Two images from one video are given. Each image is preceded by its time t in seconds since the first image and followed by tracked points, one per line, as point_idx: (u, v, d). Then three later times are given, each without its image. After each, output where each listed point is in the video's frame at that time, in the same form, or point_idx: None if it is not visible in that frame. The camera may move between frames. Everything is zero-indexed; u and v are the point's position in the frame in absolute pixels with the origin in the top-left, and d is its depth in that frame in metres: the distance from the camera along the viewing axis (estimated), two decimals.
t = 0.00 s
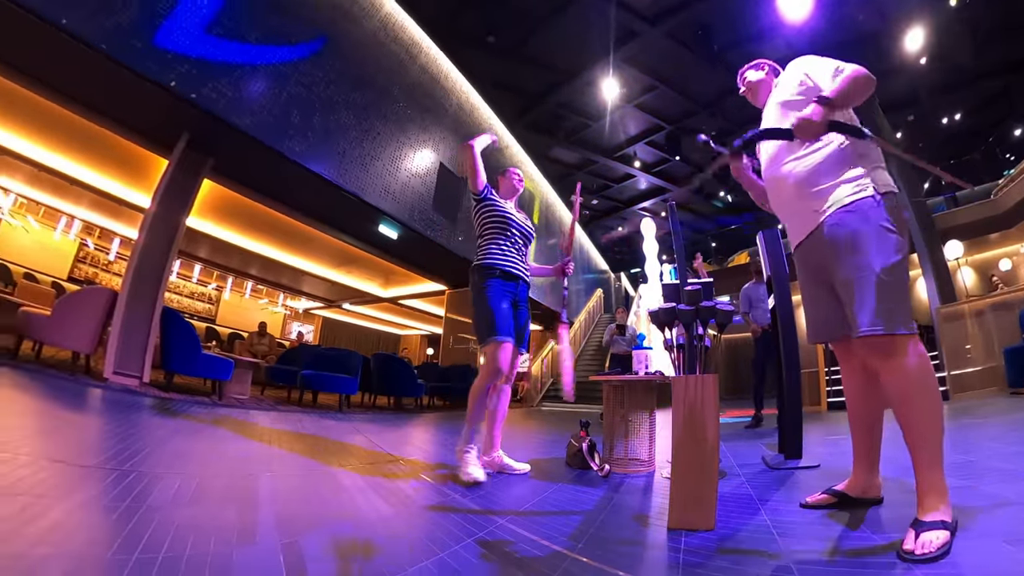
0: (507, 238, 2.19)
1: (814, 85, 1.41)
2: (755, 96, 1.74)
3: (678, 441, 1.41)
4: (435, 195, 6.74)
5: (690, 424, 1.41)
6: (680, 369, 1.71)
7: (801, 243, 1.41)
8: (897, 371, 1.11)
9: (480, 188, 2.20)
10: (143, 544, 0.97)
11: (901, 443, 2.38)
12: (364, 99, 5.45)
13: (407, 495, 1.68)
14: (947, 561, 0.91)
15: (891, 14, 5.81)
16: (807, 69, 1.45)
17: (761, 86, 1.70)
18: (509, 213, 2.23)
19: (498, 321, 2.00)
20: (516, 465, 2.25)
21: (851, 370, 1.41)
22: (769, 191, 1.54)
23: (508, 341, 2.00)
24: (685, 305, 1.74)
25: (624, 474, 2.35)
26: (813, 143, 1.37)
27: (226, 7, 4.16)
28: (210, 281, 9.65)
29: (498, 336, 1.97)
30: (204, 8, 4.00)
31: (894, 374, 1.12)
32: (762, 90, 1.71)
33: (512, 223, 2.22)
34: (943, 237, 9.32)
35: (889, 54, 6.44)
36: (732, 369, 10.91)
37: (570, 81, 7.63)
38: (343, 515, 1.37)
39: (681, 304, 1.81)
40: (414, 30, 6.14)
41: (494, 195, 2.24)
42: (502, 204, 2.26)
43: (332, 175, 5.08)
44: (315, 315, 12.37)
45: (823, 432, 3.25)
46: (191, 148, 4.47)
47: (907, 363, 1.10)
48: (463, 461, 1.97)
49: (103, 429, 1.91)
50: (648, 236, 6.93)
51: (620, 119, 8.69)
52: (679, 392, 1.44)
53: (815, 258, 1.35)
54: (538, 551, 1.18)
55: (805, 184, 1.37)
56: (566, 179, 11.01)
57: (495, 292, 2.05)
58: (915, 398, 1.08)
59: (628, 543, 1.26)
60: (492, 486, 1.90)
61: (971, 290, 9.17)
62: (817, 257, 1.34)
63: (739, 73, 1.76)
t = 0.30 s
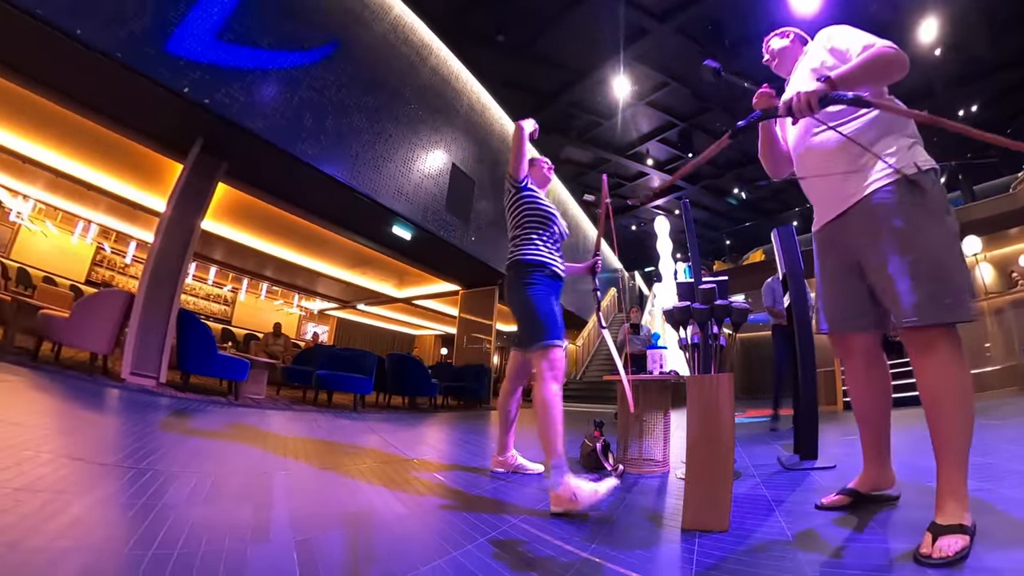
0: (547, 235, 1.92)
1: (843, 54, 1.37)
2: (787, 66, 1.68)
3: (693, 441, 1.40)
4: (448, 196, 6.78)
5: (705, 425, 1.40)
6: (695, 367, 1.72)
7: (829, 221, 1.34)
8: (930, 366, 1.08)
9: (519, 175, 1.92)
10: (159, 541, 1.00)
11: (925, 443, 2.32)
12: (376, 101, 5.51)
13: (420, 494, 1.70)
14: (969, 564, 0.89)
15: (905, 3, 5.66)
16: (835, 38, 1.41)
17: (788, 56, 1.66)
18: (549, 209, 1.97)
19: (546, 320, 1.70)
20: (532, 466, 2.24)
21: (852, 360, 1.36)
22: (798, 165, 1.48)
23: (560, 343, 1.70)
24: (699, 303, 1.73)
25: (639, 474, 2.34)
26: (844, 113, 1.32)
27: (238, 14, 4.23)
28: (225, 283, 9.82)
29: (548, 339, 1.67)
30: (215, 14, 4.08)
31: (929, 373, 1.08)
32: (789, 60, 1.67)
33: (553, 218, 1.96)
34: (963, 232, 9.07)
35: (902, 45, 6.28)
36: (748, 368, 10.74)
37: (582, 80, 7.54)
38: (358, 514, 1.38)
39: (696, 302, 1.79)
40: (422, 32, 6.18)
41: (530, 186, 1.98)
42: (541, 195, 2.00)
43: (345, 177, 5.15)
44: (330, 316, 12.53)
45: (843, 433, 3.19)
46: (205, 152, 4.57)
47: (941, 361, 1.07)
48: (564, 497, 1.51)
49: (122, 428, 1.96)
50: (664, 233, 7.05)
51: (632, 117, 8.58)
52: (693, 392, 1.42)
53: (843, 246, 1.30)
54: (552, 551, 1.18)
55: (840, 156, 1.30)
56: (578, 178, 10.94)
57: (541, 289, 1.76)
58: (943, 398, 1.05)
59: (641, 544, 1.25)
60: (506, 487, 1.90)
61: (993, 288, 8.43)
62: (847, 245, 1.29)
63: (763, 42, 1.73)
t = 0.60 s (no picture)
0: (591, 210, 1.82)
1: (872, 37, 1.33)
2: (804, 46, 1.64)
3: (709, 441, 1.39)
4: (460, 196, 6.82)
5: (721, 424, 1.39)
6: (710, 366, 1.71)
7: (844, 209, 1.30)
8: (957, 364, 1.05)
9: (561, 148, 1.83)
10: (175, 537, 1.02)
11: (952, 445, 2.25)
12: (388, 104, 5.56)
13: (435, 494, 1.70)
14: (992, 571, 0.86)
15: None
16: (862, 20, 1.37)
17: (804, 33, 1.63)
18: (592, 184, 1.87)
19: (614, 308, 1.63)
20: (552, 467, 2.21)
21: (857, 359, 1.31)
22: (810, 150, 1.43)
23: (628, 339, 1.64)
24: (715, 302, 1.72)
25: (654, 475, 2.32)
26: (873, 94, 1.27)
27: (250, 19, 4.30)
28: (241, 285, 10.00)
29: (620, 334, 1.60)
30: (227, 20, 4.15)
31: (956, 372, 1.05)
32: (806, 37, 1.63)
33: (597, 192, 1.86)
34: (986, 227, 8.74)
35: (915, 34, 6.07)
36: (764, 368, 10.55)
37: (593, 77, 7.41)
38: (374, 514, 1.39)
39: (712, 301, 1.78)
40: (432, 34, 6.20)
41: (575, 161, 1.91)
42: (585, 171, 1.91)
43: (359, 179, 5.20)
44: (346, 317, 12.68)
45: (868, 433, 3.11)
46: (220, 156, 4.66)
47: (966, 361, 1.04)
48: (587, 505, 1.48)
49: (141, 429, 2.01)
50: (677, 231, 7.03)
51: (645, 115, 8.45)
52: (710, 391, 1.41)
53: (864, 231, 1.25)
54: (565, 550, 1.19)
55: (864, 136, 1.25)
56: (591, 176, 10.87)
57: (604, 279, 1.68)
58: (970, 397, 1.02)
59: (656, 544, 1.24)
60: (518, 487, 1.89)
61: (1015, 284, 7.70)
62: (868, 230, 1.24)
63: (779, 21, 1.70)
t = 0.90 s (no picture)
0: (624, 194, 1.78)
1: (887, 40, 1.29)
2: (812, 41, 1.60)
3: (725, 441, 1.37)
4: (475, 197, 6.84)
5: (738, 424, 1.36)
6: (726, 366, 1.68)
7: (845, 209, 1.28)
8: (969, 365, 1.01)
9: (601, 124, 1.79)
10: (193, 534, 1.04)
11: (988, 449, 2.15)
12: (401, 106, 5.60)
13: (452, 494, 1.70)
14: None
15: None
16: (876, 23, 1.34)
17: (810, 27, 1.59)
18: (627, 169, 1.84)
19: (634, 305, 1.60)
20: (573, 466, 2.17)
21: (879, 358, 1.27)
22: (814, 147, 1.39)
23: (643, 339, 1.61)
24: (733, 301, 1.70)
25: (670, 475, 2.29)
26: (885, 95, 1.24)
27: (263, 25, 4.37)
28: (259, 287, 10.19)
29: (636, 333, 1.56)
30: (240, 27, 4.23)
31: (967, 372, 1.01)
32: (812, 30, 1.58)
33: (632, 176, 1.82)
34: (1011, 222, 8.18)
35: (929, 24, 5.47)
36: (783, 366, 10.36)
37: (608, 76, 7.32)
38: (390, 512, 1.40)
39: (729, 299, 1.75)
40: (444, 36, 6.23)
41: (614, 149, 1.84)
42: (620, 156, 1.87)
43: (374, 181, 5.24)
44: (362, 318, 12.83)
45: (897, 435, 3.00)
46: (236, 160, 4.75)
47: (983, 361, 1.00)
48: (602, 506, 1.47)
49: (161, 427, 2.07)
50: (693, 229, 6.93)
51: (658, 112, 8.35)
52: (726, 390, 1.40)
53: (870, 227, 1.21)
54: (581, 550, 1.18)
55: (873, 136, 1.22)
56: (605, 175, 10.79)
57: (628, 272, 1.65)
58: (988, 398, 0.98)
59: (670, 545, 1.23)
60: (528, 487, 1.89)
61: None
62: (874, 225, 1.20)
63: (783, 17, 1.65)
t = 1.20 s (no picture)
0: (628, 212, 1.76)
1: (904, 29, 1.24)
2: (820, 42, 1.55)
3: (743, 441, 1.35)
4: (490, 197, 6.86)
5: (756, 425, 1.34)
6: (745, 365, 1.64)
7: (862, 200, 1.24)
8: (988, 362, 0.97)
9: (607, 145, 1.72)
10: (211, 531, 1.06)
11: None
12: (415, 108, 5.64)
13: (470, 493, 1.70)
14: None
15: None
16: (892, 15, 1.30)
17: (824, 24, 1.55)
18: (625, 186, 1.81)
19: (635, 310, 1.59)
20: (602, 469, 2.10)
21: (899, 356, 1.23)
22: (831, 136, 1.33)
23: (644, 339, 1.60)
24: (750, 298, 1.67)
25: (688, 476, 2.26)
26: (905, 83, 1.18)
27: (276, 32, 4.45)
28: (278, 289, 10.39)
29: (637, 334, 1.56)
30: (252, 34, 4.31)
31: (987, 370, 0.97)
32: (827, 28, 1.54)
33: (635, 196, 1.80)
34: None
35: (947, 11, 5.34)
36: (801, 365, 10.15)
37: (620, 73, 7.27)
38: (405, 510, 1.41)
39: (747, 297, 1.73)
40: (456, 38, 6.24)
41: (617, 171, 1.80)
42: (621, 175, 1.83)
43: (389, 183, 5.29)
44: (380, 318, 12.96)
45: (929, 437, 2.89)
46: (253, 165, 4.85)
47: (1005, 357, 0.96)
48: (619, 507, 1.45)
49: (181, 427, 2.12)
50: (711, 226, 6.83)
51: (672, 108, 8.23)
52: (744, 391, 1.38)
53: (888, 221, 1.17)
54: (598, 552, 1.16)
55: (894, 124, 1.16)
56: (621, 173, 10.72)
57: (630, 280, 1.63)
58: (1008, 396, 0.94)
59: (687, 546, 1.21)
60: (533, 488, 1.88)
61: None
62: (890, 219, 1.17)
63: (785, 22, 1.61)
